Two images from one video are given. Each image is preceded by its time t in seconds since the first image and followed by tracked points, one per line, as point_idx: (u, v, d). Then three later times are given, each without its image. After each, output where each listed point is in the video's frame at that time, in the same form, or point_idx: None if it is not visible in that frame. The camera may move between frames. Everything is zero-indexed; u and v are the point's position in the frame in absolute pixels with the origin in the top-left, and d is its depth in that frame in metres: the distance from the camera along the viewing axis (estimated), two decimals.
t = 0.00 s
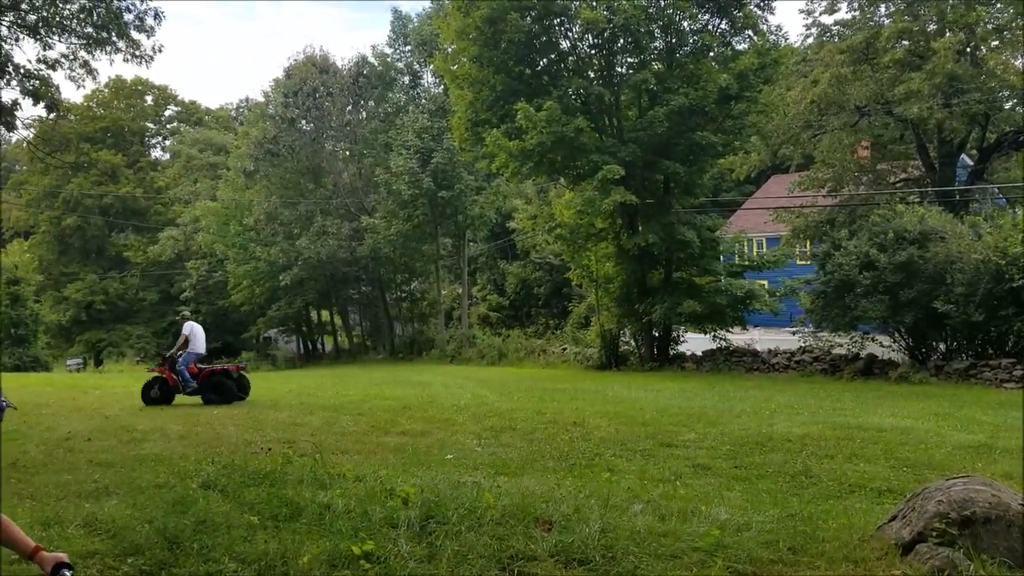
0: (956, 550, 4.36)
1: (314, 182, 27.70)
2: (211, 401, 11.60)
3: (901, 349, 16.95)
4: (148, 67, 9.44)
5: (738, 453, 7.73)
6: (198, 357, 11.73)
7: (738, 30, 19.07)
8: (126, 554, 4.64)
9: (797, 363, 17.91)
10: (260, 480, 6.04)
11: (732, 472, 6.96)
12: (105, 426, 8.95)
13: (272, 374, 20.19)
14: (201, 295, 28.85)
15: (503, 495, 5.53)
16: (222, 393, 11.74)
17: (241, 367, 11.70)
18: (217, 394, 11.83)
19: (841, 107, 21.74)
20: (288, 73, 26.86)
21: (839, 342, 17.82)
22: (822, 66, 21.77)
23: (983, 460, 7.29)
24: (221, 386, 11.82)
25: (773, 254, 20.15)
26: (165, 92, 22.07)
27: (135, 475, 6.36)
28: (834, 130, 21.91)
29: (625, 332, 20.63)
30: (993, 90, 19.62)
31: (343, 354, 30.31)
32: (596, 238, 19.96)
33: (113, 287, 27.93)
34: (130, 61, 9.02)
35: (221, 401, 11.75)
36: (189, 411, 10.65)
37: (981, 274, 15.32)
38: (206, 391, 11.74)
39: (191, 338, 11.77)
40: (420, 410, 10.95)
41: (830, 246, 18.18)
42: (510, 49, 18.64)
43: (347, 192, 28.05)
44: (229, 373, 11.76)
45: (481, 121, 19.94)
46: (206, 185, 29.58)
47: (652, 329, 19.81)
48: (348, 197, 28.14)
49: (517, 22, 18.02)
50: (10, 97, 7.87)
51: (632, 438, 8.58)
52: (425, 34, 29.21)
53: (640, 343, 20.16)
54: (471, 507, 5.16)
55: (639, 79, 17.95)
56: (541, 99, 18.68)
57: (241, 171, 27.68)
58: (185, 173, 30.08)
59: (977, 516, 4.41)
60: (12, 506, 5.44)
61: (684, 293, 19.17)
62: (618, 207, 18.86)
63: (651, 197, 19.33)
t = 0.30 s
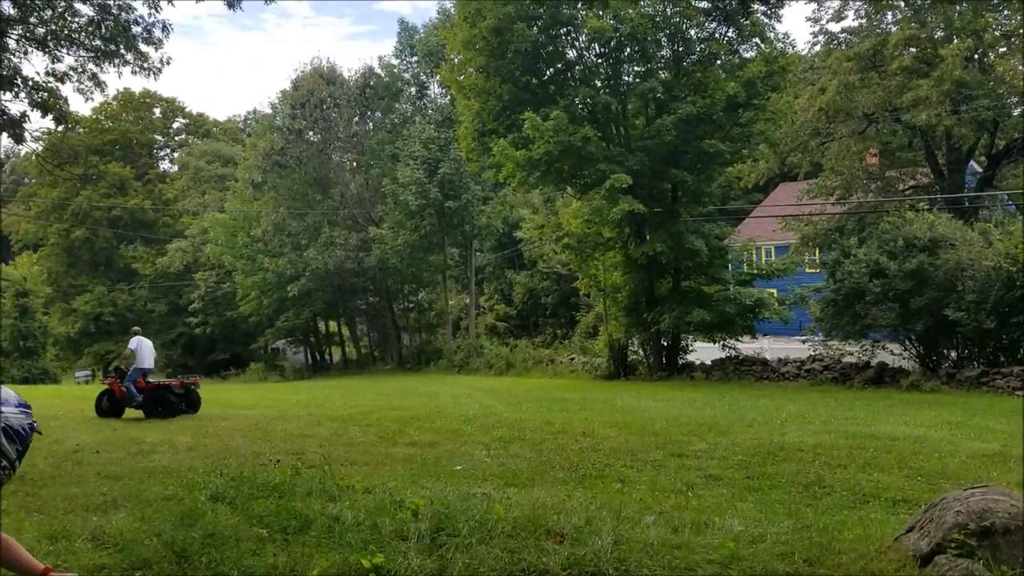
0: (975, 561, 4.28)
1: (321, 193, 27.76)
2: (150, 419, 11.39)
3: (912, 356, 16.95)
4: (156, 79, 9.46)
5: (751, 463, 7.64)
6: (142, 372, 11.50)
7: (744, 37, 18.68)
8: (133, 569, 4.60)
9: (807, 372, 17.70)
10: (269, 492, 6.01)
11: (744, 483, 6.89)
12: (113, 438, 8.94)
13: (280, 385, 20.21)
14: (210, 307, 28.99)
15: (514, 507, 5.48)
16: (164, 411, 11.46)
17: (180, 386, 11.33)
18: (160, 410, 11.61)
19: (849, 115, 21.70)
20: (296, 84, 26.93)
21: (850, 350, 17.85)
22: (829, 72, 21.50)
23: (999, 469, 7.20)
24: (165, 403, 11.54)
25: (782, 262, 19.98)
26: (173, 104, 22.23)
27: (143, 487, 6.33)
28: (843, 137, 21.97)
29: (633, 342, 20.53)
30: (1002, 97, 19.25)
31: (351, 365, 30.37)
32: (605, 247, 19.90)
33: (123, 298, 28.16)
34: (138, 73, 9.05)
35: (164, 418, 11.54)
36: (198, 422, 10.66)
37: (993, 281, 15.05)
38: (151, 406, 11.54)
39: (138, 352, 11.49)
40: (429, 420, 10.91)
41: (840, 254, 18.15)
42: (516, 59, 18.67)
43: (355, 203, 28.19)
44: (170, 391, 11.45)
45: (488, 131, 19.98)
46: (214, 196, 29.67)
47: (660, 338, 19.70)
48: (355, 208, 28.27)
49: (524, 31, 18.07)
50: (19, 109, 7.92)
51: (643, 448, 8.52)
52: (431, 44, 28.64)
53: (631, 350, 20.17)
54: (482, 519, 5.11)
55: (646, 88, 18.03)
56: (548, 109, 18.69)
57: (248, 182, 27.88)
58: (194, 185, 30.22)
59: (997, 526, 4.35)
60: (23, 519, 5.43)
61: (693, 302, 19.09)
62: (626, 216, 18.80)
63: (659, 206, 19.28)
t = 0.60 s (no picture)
0: (990, 573, 4.14)
1: (331, 202, 28.13)
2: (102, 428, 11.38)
3: (925, 363, 16.71)
4: (167, 88, 9.51)
5: (761, 472, 7.56)
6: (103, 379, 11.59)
7: (755, 43, 18.81)
8: None
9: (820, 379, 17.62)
10: (275, 502, 5.99)
11: (755, 492, 6.83)
12: (123, 447, 8.97)
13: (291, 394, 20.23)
14: (220, 315, 29.14)
15: (521, 517, 5.43)
16: (116, 422, 11.46)
17: (127, 398, 11.27)
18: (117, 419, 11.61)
19: (861, 121, 21.57)
20: (305, 93, 27.05)
21: (862, 357, 17.51)
22: (840, 78, 21.24)
23: (1013, 477, 7.09)
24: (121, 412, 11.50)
25: (794, 269, 19.97)
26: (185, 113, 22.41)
27: (150, 496, 6.33)
28: (853, 143, 21.75)
29: (644, 350, 20.45)
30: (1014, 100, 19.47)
31: (361, 372, 30.44)
32: (615, 255, 19.88)
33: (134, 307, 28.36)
34: (148, 83, 9.10)
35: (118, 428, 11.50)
36: (207, 430, 10.70)
37: (1006, 287, 15.15)
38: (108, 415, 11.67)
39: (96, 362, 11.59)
40: (439, 428, 10.87)
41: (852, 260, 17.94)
42: (525, 66, 18.75)
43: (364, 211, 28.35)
44: (121, 401, 11.45)
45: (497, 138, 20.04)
46: (225, 205, 29.86)
47: (671, 347, 19.75)
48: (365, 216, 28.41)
49: (533, 38, 17.83)
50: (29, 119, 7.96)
51: (653, 457, 8.47)
52: (439, 52, 25.81)
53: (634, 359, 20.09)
54: (488, 529, 5.07)
55: (655, 93, 17.76)
56: (557, 116, 18.71)
57: (260, 191, 28.39)
58: (204, 194, 30.42)
59: (1011, 536, 4.23)
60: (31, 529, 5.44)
61: (705, 309, 18.99)
62: (636, 222, 18.78)
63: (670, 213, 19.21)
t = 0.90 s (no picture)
0: None
1: (431, 206, 28.02)
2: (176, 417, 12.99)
3: None
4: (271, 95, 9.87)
5: (867, 484, 7.19)
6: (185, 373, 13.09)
7: (864, 40, 18.14)
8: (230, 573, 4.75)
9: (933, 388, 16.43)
10: (366, 500, 6.11)
11: (860, 504, 6.51)
12: (229, 444, 9.45)
13: (394, 394, 20.72)
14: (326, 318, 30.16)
15: (608, 522, 5.35)
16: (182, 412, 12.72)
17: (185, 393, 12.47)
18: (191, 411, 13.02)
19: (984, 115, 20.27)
20: (406, 100, 27.79)
21: (980, 365, 16.52)
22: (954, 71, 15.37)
23: None
24: (186, 405, 12.86)
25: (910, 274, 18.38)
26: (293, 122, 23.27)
27: (249, 492, 6.63)
28: (970, 142, 15.21)
29: (747, 356, 19.86)
30: None
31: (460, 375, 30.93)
32: (717, 258, 19.38)
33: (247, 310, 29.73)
34: (255, 92, 9.47)
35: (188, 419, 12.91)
36: (309, 428, 11.09)
37: None
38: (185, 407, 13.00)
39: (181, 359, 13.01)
40: (534, 432, 10.86)
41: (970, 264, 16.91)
42: (624, 67, 18.55)
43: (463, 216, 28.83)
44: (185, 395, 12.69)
45: (595, 141, 19.93)
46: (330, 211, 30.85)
47: (775, 353, 19.02)
48: (464, 221, 28.81)
49: (631, 39, 17.86)
50: (144, 128, 8.40)
51: (752, 465, 8.19)
52: (540, 56, 28.73)
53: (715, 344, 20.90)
54: (574, 534, 5.00)
55: (759, 93, 17.23)
56: (656, 117, 18.40)
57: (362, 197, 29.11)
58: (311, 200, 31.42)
59: None
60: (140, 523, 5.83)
61: (811, 315, 18.33)
62: (738, 225, 18.25)
63: (774, 215, 18.61)
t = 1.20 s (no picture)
0: None
1: (484, 206, 28.54)
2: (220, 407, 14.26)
3: None
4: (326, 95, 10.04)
5: (918, 492, 7.06)
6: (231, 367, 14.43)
7: (926, 37, 17.38)
8: (266, 565, 4.93)
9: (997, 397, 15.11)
10: (405, 497, 6.26)
11: (910, 512, 6.46)
12: (279, 438, 9.85)
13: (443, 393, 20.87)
14: (379, 316, 30.61)
15: (643, 526, 5.52)
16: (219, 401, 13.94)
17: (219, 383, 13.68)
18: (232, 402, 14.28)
19: None
20: (461, 100, 27.91)
21: None
22: None
23: None
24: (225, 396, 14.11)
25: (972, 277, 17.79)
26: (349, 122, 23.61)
27: (294, 487, 7.01)
28: None
29: (803, 360, 19.38)
30: None
31: (512, 375, 31.10)
32: (772, 260, 18.93)
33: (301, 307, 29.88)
34: (310, 92, 9.65)
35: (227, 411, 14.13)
36: (356, 425, 11.32)
37: None
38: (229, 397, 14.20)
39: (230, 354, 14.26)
40: (581, 433, 10.84)
41: None
42: (679, 66, 18.33)
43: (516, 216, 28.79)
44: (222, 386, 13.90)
45: (648, 141, 19.74)
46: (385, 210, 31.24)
47: (830, 358, 18.53)
48: (517, 221, 28.81)
49: (686, 38, 17.66)
50: (197, 128, 8.63)
51: (801, 471, 8.09)
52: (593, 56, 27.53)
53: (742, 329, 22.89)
54: (607, 537, 5.21)
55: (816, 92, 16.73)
56: (711, 117, 18.12)
57: (416, 197, 29.36)
58: (367, 199, 31.95)
59: None
60: (188, 513, 6.31)
61: (869, 319, 17.81)
62: (794, 226, 17.73)
63: (832, 216, 18.07)
